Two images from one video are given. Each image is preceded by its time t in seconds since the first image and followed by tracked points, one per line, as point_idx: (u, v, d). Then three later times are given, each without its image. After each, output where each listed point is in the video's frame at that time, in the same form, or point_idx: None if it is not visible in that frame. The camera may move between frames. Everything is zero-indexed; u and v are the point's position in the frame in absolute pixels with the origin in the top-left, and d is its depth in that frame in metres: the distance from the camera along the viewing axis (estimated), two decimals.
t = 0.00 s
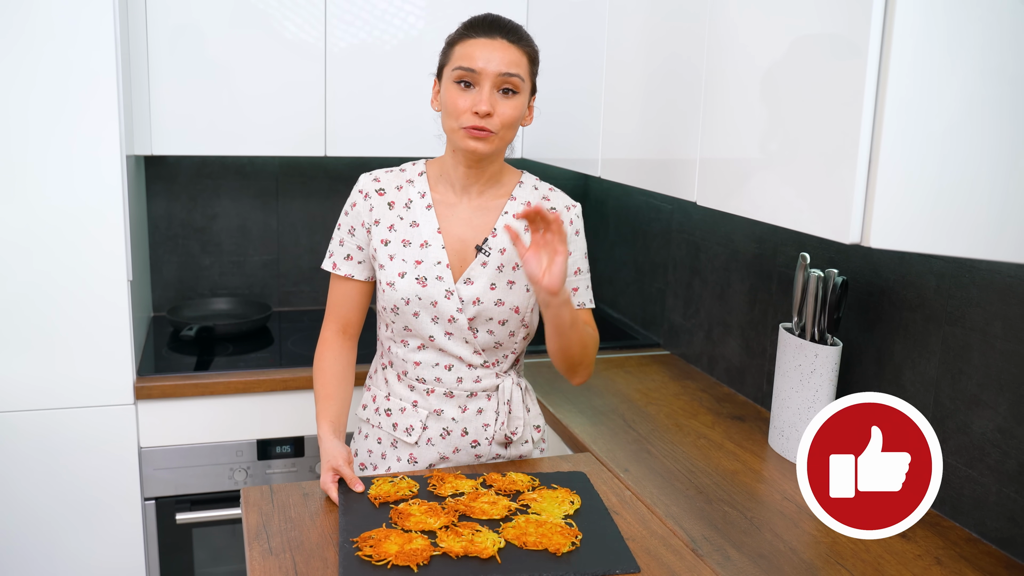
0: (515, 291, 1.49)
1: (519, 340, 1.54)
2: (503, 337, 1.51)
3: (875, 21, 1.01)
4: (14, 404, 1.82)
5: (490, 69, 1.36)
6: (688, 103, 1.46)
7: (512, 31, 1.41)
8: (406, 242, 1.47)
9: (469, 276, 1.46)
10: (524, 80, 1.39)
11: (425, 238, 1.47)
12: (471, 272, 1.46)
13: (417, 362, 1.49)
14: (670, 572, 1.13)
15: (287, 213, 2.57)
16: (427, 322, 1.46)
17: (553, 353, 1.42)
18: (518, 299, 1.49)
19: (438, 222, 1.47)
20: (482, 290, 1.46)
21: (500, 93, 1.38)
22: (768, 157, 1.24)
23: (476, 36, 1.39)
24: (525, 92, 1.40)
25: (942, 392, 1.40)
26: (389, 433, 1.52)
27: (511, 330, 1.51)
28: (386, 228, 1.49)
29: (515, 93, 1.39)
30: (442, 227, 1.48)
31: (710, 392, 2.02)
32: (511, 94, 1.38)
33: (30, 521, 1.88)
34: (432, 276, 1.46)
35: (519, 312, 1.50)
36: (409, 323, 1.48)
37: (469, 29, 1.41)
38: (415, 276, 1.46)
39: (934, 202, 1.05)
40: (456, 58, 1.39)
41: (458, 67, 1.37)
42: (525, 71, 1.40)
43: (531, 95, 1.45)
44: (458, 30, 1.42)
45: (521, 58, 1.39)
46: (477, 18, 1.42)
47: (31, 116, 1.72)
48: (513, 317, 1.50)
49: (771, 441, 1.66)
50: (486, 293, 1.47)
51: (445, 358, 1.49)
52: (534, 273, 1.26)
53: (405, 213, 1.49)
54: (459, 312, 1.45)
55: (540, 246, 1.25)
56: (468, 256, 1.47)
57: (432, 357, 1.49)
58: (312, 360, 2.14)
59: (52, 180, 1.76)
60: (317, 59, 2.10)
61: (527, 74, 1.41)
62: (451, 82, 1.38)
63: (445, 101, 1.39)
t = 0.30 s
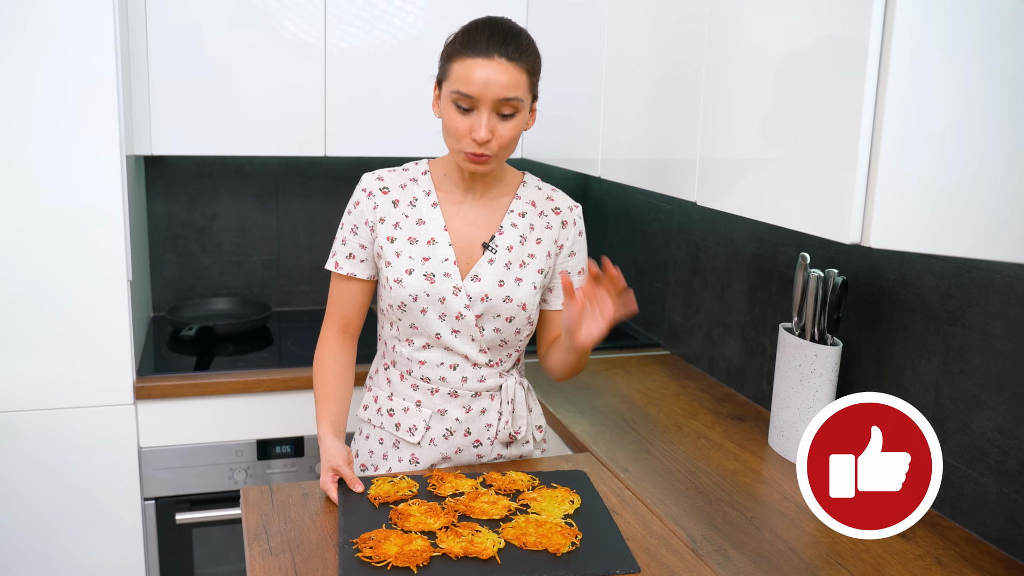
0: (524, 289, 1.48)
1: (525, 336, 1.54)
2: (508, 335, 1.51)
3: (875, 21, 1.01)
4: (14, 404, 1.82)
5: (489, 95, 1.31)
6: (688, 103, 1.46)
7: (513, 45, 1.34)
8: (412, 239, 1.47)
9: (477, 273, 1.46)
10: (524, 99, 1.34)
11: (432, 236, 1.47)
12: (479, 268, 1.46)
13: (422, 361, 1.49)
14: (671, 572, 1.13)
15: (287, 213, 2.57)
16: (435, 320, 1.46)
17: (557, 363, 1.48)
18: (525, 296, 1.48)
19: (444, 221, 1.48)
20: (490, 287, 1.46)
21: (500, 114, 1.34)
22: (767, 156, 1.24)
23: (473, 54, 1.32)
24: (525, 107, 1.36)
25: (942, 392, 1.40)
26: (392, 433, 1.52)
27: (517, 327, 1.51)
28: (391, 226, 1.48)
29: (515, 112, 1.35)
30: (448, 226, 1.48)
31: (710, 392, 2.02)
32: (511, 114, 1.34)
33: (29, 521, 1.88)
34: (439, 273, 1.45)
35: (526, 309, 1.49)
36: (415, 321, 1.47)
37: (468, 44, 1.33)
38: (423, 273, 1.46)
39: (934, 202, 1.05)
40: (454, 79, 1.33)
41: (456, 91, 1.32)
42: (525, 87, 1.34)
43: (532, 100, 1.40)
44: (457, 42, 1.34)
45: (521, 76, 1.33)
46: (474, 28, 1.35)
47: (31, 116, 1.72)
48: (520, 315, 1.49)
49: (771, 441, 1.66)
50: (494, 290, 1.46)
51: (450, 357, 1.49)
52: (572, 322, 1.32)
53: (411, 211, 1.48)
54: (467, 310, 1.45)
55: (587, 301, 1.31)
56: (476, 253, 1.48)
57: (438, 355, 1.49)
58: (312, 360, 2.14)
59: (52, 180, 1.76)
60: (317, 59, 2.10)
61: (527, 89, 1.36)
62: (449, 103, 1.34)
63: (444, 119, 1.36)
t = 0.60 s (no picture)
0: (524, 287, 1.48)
1: (525, 334, 1.54)
2: (507, 333, 1.51)
3: (876, 21, 1.01)
4: (14, 404, 1.82)
5: (485, 103, 1.30)
6: (688, 104, 1.46)
7: (500, 48, 1.32)
8: (412, 238, 1.47)
9: (476, 271, 1.46)
10: (518, 101, 1.33)
11: (431, 235, 1.47)
12: (478, 267, 1.46)
13: (422, 359, 1.49)
14: (670, 572, 1.13)
15: (287, 213, 2.57)
16: (435, 318, 1.46)
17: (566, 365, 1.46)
18: (525, 294, 1.49)
19: (444, 220, 1.48)
20: (489, 284, 1.46)
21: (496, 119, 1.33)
22: (768, 157, 1.24)
23: (463, 64, 1.31)
24: (520, 107, 1.35)
25: (943, 392, 1.40)
26: (392, 432, 1.52)
27: (517, 325, 1.51)
28: (391, 225, 1.48)
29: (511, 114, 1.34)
30: (447, 224, 1.48)
31: (710, 392, 2.02)
32: (508, 118, 1.34)
33: (29, 520, 1.88)
34: (439, 271, 1.45)
35: (525, 307, 1.50)
36: (415, 320, 1.47)
37: (455, 54, 1.32)
38: (423, 271, 1.46)
39: (934, 202, 1.05)
40: (446, 91, 1.31)
41: (450, 104, 1.31)
42: (518, 88, 1.34)
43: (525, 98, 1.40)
44: (443, 54, 1.33)
45: (513, 79, 1.32)
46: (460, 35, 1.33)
47: (31, 116, 1.72)
48: (520, 312, 1.50)
49: (771, 441, 1.66)
50: (493, 287, 1.47)
51: (450, 356, 1.49)
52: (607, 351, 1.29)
53: (409, 210, 1.48)
54: (467, 308, 1.45)
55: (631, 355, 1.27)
56: (475, 251, 1.48)
57: (438, 354, 1.49)
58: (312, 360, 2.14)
59: (52, 179, 1.75)
60: (317, 59, 2.10)
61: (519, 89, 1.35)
62: (444, 114, 1.33)
63: (441, 130, 1.35)
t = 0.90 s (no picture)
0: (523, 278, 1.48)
1: (525, 325, 1.54)
2: (508, 325, 1.51)
3: (875, 22, 1.01)
4: (14, 404, 1.82)
5: (461, 89, 1.32)
6: (688, 104, 1.46)
7: (468, 35, 1.35)
8: (409, 235, 1.47)
9: (475, 264, 1.46)
10: (495, 83, 1.35)
11: (429, 230, 1.47)
12: (477, 259, 1.46)
13: (424, 354, 1.49)
14: (671, 572, 1.13)
15: (287, 214, 2.57)
16: (436, 313, 1.46)
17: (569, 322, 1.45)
18: (524, 284, 1.48)
19: (440, 215, 1.48)
20: (489, 276, 1.46)
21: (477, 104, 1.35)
22: (768, 156, 1.24)
23: (436, 57, 1.33)
24: (500, 91, 1.36)
25: (943, 392, 1.40)
26: (395, 429, 1.52)
27: (517, 315, 1.51)
28: (388, 223, 1.48)
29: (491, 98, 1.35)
30: (444, 220, 1.48)
31: (710, 392, 2.02)
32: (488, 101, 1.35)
33: (29, 521, 1.88)
34: (439, 266, 1.46)
35: (525, 297, 1.50)
36: (416, 315, 1.47)
37: (427, 50, 1.35)
38: (422, 267, 1.46)
39: (934, 203, 1.05)
40: (424, 86, 1.34)
41: (429, 97, 1.33)
42: (493, 72, 1.35)
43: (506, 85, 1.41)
44: (414, 53, 1.36)
45: (486, 62, 1.34)
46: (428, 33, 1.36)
47: (31, 116, 1.72)
48: (520, 302, 1.50)
49: (771, 441, 1.66)
50: (493, 279, 1.46)
51: (452, 350, 1.49)
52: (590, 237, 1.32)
53: (406, 207, 1.49)
54: (468, 301, 1.45)
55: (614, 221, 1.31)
56: (473, 244, 1.48)
57: (440, 348, 1.49)
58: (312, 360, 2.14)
59: (52, 178, 1.75)
60: (317, 60, 2.10)
61: (496, 73, 1.36)
62: (426, 109, 1.35)
63: (427, 127, 1.37)
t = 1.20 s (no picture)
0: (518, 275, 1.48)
1: (522, 322, 1.54)
2: (505, 322, 1.51)
3: (875, 22, 1.01)
4: (14, 404, 1.82)
5: (441, 93, 1.32)
6: (688, 104, 1.46)
7: (451, 39, 1.35)
8: (405, 233, 1.47)
9: (471, 262, 1.46)
10: (478, 88, 1.34)
11: (425, 228, 1.47)
12: (473, 257, 1.46)
13: (421, 352, 1.49)
14: (671, 572, 1.13)
15: (287, 214, 2.57)
16: (432, 311, 1.46)
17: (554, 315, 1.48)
18: (520, 281, 1.48)
19: (436, 214, 1.48)
20: (485, 273, 1.46)
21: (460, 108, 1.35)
22: (768, 157, 1.24)
23: (418, 61, 1.34)
24: (483, 94, 1.36)
25: (943, 392, 1.40)
26: (393, 427, 1.51)
27: (514, 312, 1.51)
28: (384, 222, 1.48)
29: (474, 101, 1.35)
30: (440, 218, 1.48)
31: (710, 392, 2.02)
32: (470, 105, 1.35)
33: (29, 521, 1.88)
34: (434, 264, 1.46)
35: (522, 294, 1.49)
36: (413, 313, 1.48)
37: (410, 54, 1.35)
38: (418, 265, 1.46)
39: (934, 203, 1.05)
40: (406, 89, 1.35)
41: (411, 99, 1.34)
42: (477, 76, 1.35)
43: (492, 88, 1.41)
44: (399, 57, 1.37)
45: (468, 66, 1.34)
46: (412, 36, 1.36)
47: (30, 116, 1.72)
48: (516, 299, 1.50)
49: (771, 441, 1.66)
50: (489, 277, 1.47)
51: (449, 348, 1.49)
52: (553, 228, 1.37)
53: (402, 207, 1.49)
54: (464, 298, 1.45)
55: (569, 207, 1.36)
56: (469, 241, 1.48)
57: (437, 346, 1.49)
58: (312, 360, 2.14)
59: (52, 178, 1.76)
60: (317, 60, 2.10)
61: (479, 76, 1.35)
62: (409, 112, 1.36)
63: (412, 130, 1.38)
